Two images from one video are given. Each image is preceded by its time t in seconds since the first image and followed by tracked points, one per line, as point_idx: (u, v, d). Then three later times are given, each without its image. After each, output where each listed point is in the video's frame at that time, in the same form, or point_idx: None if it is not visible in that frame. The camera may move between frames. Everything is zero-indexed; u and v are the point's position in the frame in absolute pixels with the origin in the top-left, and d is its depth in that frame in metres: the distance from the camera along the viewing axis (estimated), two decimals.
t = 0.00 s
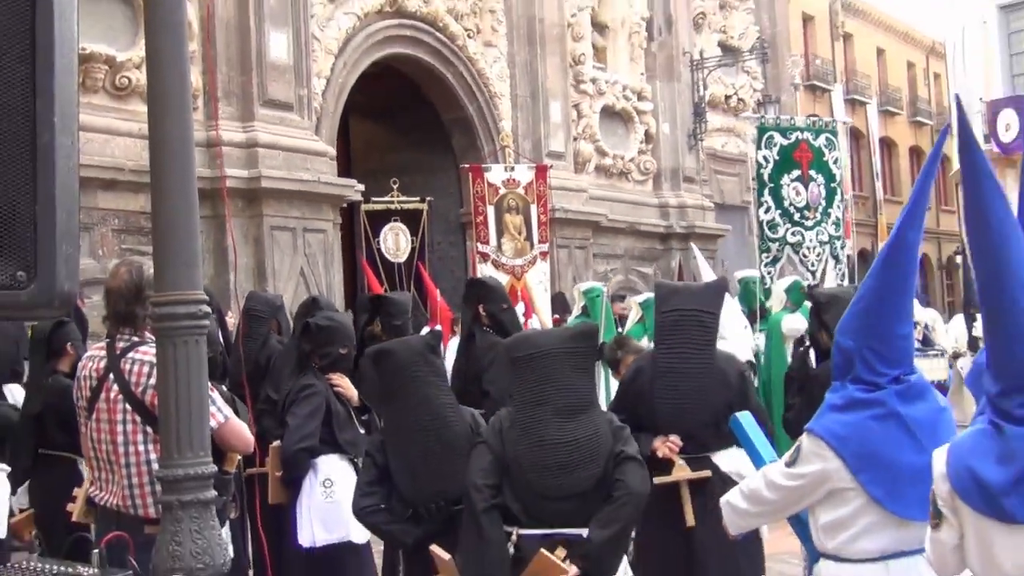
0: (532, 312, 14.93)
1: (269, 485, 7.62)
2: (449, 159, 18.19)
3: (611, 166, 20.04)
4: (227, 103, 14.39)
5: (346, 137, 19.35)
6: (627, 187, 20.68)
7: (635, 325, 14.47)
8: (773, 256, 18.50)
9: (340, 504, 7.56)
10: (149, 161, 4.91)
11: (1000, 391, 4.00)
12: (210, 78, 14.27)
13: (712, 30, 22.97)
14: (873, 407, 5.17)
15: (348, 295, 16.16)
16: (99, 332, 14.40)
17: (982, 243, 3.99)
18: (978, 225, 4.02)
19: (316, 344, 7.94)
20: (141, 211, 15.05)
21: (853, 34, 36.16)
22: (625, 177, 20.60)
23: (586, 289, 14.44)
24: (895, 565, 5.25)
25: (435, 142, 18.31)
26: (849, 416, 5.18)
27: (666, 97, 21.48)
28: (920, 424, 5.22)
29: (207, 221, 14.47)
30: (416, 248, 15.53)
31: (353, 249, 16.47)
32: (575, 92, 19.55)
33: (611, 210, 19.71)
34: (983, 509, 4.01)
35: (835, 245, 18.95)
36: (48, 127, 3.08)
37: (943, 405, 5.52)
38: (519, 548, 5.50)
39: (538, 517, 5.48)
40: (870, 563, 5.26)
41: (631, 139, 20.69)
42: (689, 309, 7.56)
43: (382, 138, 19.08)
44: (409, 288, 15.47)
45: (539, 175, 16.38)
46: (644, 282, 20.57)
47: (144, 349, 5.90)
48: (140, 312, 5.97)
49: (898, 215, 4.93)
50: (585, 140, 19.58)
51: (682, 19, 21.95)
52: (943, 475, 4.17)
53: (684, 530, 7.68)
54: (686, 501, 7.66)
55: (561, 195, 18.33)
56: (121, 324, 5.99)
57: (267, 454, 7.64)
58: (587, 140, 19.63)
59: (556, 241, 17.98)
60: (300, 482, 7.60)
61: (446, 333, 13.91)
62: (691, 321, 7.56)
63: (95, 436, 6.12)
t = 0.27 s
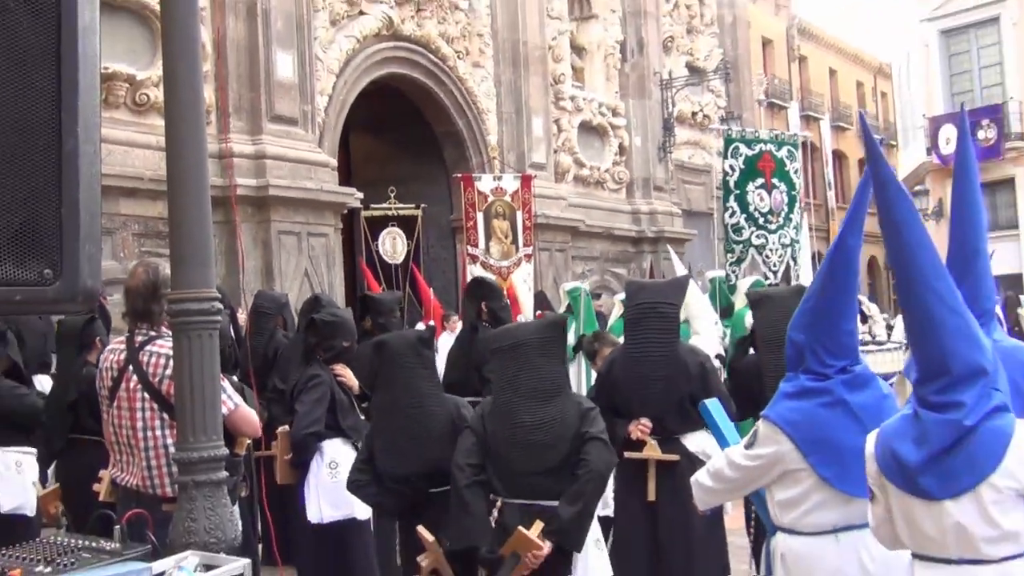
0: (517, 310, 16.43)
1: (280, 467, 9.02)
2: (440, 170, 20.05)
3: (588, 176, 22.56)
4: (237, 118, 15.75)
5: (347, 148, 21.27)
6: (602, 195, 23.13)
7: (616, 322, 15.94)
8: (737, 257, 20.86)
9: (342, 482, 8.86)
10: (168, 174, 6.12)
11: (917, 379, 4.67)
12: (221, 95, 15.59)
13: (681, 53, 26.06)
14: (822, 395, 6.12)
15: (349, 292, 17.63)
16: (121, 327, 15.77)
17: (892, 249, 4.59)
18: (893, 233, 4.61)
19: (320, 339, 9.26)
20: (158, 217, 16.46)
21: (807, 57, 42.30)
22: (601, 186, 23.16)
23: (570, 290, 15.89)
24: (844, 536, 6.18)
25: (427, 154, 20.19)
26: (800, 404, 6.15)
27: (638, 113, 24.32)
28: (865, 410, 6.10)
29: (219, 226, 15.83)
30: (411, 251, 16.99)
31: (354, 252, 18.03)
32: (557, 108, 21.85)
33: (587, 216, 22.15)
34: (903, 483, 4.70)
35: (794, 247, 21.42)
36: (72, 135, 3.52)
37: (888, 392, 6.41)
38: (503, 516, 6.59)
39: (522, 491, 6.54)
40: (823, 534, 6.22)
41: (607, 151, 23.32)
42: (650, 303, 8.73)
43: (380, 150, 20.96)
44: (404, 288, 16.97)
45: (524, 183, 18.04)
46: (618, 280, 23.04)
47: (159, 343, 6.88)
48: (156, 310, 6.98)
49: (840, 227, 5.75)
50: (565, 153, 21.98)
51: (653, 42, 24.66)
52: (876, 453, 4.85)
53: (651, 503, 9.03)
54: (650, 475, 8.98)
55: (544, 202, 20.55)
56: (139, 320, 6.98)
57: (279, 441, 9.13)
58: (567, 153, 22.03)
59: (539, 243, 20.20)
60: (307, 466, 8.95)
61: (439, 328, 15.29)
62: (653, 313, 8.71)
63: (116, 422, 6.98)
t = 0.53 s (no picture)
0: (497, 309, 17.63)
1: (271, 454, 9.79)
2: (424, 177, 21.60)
3: (561, 182, 25.01)
4: (234, 129, 16.86)
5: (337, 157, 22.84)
6: (572, 201, 25.55)
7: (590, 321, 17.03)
8: (702, 259, 22.45)
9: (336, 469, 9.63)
10: (168, 184, 6.68)
11: (859, 375, 5.41)
12: (220, 107, 16.67)
13: (647, 70, 29.73)
14: (776, 386, 6.85)
15: (339, 289, 18.84)
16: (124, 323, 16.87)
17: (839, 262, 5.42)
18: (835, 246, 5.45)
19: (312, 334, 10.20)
20: (160, 220, 17.57)
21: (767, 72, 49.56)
22: (571, 192, 25.69)
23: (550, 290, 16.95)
24: (798, 517, 6.99)
25: (412, 162, 21.72)
26: (756, 394, 6.87)
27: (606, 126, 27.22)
28: (814, 399, 6.86)
29: (217, 229, 16.90)
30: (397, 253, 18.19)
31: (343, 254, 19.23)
32: (531, 120, 24.02)
33: (558, 220, 24.38)
34: (848, 467, 5.37)
35: (756, 249, 22.97)
36: (76, 143, 3.87)
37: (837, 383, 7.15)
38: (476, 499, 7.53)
39: (489, 474, 7.46)
40: (777, 515, 7.02)
41: (578, 161, 25.96)
42: (619, 304, 9.12)
43: (368, 158, 22.50)
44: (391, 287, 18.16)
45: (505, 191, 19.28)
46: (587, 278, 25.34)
47: (160, 339, 7.73)
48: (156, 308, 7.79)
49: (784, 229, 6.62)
50: (540, 162, 24.09)
51: (619, 61, 27.56)
52: (821, 442, 5.52)
53: (624, 489, 9.56)
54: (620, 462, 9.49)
55: (521, 209, 22.49)
56: (141, 317, 7.78)
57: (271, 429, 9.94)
58: (542, 162, 24.18)
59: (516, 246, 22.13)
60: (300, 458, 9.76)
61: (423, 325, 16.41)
62: (621, 313, 9.09)
63: (121, 412, 7.90)
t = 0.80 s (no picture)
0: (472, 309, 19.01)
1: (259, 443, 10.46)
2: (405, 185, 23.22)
3: (532, 191, 26.64)
4: (228, 140, 18.15)
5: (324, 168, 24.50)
6: (541, 209, 27.22)
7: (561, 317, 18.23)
8: (666, 261, 23.94)
9: (325, 451, 10.40)
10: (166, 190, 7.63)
11: (819, 370, 6.05)
12: (214, 120, 17.96)
13: (609, 88, 31.86)
14: (726, 376, 7.57)
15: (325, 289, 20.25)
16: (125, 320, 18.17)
17: (811, 266, 6.07)
18: (809, 249, 6.08)
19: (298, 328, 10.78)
20: (157, 225, 18.87)
21: (716, 90, 53.74)
22: (541, 200, 27.30)
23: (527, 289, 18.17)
24: (744, 498, 7.65)
25: (393, 172, 23.38)
26: (708, 384, 7.60)
27: (574, 139, 28.81)
28: (759, 390, 7.58)
29: (212, 233, 18.21)
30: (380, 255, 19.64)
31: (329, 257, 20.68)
32: (504, 134, 25.66)
33: (530, 226, 26.02)
34: (807, 453, 6.02)
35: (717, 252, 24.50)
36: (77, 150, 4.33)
37: (777, 376, 7.92)
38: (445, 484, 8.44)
39: (457, 461, 8.34)
40: (727, 496, 7.69)
41: (547, 171, 27.67)
42: (585, 301, 9.86)
43: (354, 168, 24.17)
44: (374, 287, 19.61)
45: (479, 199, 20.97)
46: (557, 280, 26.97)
47: (156, 334, 8.52)
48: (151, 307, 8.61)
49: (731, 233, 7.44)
50: (512, 171, 25.75)
51: (584, 77, 29.49)
52: (782, 428, 6.14)
53: (591, 473, 10.15)
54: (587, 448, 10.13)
55: (495, 215, 24.10)
56: (139, 314, 8.62)
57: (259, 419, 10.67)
58: (513, 172, 25.78)
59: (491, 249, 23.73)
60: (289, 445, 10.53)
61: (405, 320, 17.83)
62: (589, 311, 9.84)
63: (121, 402, 8.68)
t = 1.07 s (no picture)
0: (446, 309, 20.49)
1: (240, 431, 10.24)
2: (382, 192, 24.83)
3: (501, 199, 28.26)
4: (217, 149, 19.45)
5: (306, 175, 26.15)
6: (510, 216, 28.86)
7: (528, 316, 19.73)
8: (631, 263, 25.69)
9: (308, 437, 10.25)
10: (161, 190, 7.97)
11: (782, 360, 6.38)
12: (205, 130, 19.28)
13: (572, 104, 33.68)
14: (677, 367, 7.83)
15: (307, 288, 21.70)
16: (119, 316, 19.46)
17: (781, 260, 6.27)
18: (779, 241, 6.30)
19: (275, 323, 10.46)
20: (150, 227, 20.18)
21: (675, 106, 55.88)
22: (510, 208, 28.93)
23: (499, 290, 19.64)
24: (696, 480, 7.91)
25: (371, 180, 24.98)
26: (661, 373, 7.84)
27: (539, 151, 30.44)
28: (709, 379, 7.89)
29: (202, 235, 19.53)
30: (359, 258, 21.14)
31: (311, 259, 22.17)
32: (475, 146, 27.29)
33: (499, 231, 27.68)
34: (772, 438, 6.40)
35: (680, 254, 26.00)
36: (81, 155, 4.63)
37: (721, 366, 8.18)
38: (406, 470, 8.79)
39: (416, 449, 8.63)
40: (679, 477, 7.93)
41: (514, 180, 29.31)
42: (551, 297, 10.28)
43: (336, 176, 25.86)
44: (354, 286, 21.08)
45: (451, 205, 22.65)
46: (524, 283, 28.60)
47: (151, 328, 8.77)
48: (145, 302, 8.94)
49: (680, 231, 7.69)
50: (481, 181, 27.36)
51: (549, 94, 31.10)
52: (744, 416, 6.48)
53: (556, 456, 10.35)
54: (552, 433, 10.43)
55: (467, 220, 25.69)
56: (133, 309, 8.89)
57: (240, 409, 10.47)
58: (482, 181, 27.39)
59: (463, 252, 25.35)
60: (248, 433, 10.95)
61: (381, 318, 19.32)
62: (554, 307, 10.24)
63: (116, 391, 8.90)
